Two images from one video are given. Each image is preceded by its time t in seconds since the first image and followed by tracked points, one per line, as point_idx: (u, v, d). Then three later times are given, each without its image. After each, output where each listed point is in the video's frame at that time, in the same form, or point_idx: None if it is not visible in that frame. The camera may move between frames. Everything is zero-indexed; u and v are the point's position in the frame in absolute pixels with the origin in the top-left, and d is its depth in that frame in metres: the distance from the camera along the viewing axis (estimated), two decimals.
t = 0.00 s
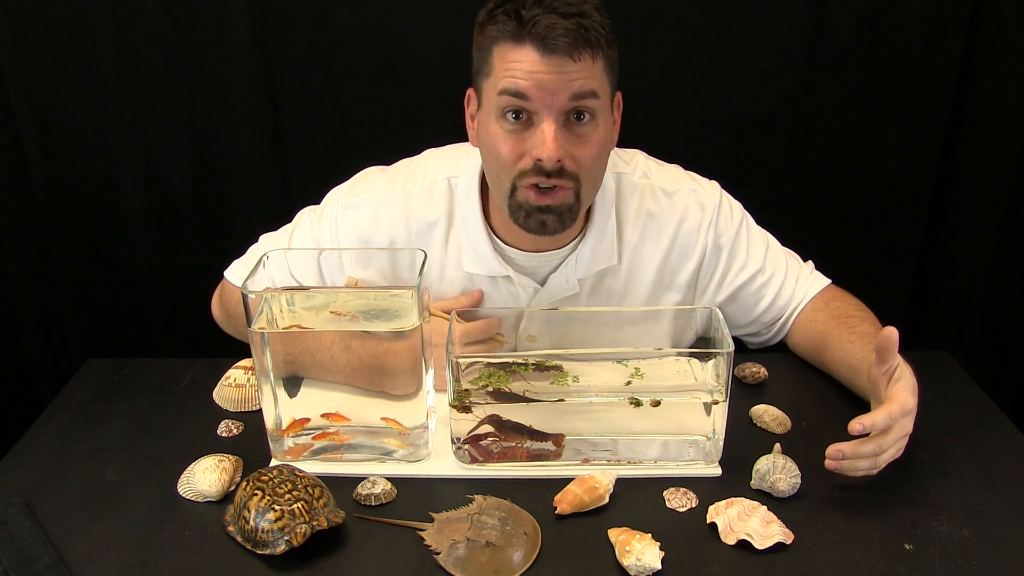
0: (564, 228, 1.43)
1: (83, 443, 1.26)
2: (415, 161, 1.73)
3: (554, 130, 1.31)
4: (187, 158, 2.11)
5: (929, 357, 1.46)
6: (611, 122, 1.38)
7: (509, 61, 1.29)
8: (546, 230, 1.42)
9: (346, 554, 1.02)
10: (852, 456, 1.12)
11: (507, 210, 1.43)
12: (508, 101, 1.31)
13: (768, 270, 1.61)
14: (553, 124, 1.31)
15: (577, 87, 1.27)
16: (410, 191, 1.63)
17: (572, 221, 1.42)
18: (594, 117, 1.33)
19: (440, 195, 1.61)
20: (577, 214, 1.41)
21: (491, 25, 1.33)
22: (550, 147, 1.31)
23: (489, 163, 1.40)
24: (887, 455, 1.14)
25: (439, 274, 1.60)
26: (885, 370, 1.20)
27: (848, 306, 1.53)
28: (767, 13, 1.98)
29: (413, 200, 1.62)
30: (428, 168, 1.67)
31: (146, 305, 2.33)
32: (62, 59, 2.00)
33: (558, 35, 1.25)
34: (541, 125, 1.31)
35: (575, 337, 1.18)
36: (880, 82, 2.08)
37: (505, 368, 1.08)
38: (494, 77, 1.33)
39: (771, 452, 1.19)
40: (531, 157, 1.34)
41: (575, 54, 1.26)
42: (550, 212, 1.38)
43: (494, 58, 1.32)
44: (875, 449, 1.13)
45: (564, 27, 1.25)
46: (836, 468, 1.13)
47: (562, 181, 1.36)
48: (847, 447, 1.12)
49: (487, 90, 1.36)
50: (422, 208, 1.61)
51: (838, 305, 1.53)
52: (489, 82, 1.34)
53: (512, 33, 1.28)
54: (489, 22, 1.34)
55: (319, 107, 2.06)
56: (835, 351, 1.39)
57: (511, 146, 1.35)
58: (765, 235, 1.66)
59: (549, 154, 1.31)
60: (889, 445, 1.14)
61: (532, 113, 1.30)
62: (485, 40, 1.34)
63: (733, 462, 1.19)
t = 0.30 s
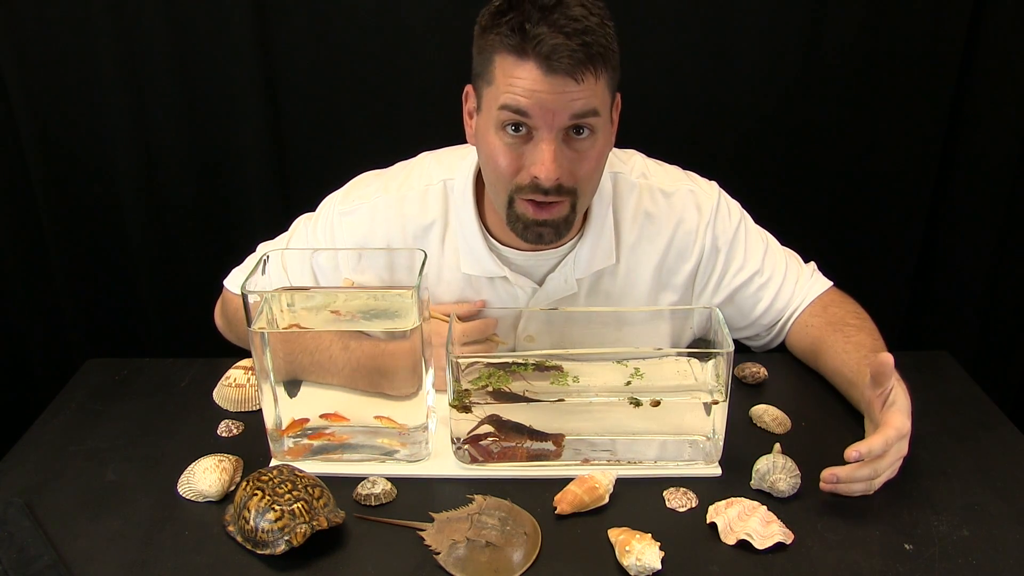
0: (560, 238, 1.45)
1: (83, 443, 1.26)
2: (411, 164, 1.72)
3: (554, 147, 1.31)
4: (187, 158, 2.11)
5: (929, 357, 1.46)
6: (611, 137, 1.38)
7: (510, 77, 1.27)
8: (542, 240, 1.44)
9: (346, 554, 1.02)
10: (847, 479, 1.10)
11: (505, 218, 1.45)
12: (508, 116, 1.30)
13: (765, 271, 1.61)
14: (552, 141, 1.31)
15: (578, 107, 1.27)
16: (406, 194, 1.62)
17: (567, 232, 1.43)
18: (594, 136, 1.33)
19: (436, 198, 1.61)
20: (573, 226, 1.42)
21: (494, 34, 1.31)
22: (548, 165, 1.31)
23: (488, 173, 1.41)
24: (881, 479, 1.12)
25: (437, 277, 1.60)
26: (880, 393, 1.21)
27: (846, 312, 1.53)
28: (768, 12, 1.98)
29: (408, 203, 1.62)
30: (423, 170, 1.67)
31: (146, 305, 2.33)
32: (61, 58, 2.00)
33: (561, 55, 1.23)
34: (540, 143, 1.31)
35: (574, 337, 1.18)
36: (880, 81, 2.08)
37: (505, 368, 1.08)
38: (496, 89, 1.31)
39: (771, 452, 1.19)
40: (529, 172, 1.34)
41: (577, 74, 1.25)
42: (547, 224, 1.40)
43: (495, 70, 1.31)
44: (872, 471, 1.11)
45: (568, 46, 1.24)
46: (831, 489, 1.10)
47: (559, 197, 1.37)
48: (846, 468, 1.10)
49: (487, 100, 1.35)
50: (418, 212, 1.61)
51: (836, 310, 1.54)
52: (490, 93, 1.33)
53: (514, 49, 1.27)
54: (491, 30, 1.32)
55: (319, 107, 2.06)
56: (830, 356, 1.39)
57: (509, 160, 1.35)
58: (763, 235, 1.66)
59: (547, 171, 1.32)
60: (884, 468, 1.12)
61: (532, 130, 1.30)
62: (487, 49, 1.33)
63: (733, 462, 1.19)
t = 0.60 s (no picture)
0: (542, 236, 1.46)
1: (83, 443, 1.26)
2: (409, 164, 1.72)
3: (552, 146, 1.32)
4: (187, 158, 2.11)
5: (929, 357, 1.47)
6: (611, 149, 1.39)
7: (526, 68, 1.28)
8: (523, 234, 1.45)
9: (346, 554, 1.02)
10: (843, 478, 1.10)
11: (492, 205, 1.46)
12: (514, 107, 1.31)
13: (764, 271, 1.61)
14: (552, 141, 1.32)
15: (585, 113, 1.28)
16: (404, 193, 1.63)
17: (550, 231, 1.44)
18: (594, 144, 1.34)
19: (434, 197, 1.61)
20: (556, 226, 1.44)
21: (522, 22, 1.31)
22: (543, 163, 1.32)
23: (484, 156, 1.42)
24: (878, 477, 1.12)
25: (436, 276, 1.60)
26: (875, 391, 1.20)
27: (844, 312, 1.53)
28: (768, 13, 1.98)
29: (407, 202, 1.62)
30: (422, 170, 1.67)
31: (146, 305, 2.33)
32: (61, 59, 2.00)
33: (580, 59, 1.24)
34: (539, 139, 1.32)
35: (574, 337, 1.19)
36: (880, 81, 2.08)
37: (505, 368, 1.09)
38: (509, 78, 1.31)
39: (771, 452, 1.19)
40: (522, 166, 1.35)
41: (592, 81, 1.25)
42: (530, 219, 1.41)
43: (513, 58, 1.31)
44: (867, 470, 1.11)
45: (589, 52, 1.24)
46: (828, 488, 1.11)
47: (548, 197, 1.38)
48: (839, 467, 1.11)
49: (499, 86, 1.35)
50: (416, 211, 1.61)
51: (834, 309, 1.54)
52: (503, 80, 1.33)
53: (537, 41, 1.27)
54: (521, 17, 1.31)
55: (320, 107, 2.06)
56: (829, 356, 1.39)
57: (507, 149, 1.36)
58: (761, 237, 1.67)
59: (541, 168, 1.33)
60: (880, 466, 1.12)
61: (535, 125, 1.31)
62: (511, 34, 1.32)
63: (734, 463, 1.19)
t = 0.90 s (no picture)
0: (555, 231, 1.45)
1: (83, 443, 1.26)
2: (412, 163, 1.72)
3: (566, 139, 1.32)
4: (187, 158, 2.11)
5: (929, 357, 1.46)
6: (623, 141, 1.39)
7: (540, 62, 1.28)
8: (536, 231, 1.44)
9: (346, 554, 1.02)
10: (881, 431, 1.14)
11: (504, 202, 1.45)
12: (528, 101, 1.31)
13: (768, 270, 1.61)
14: (566, 133, 1.31)
15: (599, 105, 1.28)
16: (407, 191, 1.62)
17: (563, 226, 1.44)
18: (607, 136, 1.34)
19: (437, 195, 1.61)
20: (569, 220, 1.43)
21: (534, 15, 1.30)
22: (558, 157, 1.33)
23: (496, 151, 1.41)
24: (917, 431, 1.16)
25: (439, 275, 1.60)
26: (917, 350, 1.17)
27: (849, 305, 1.53)
28: (768, 12, 1.98)
29: (410, 201, 1.62)
30: (424, 168, 1.66)
31: (146, 304, 2.33)
32: (61, 58, 2.00)
33: (596, 51, 1.24)
34: (553, 132, 1.32)
35: (579, 338, 1.18)
36: (880, 81, 2.08)
37: (505, 368, 1.09)
38: (522, 72, 1.32)
39: (771, 452, 1.19)
40: (536, 159, 1.35)
41: (606, 73, 1.25)
42: (544, 215, 1.41)
43: (525, 51, 1.31)
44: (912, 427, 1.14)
45: (604, 43, 1.24)
46: (863, 443, 1.15)
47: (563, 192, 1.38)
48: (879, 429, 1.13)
49: (510, 80, 1.35)
50: (420, 209, 1.61)
51: (840, 303, 1.54)
52: (515, 74, 1.33)
53: (551, 34, 1.26)
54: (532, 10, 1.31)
55: (320, 107, 2.06)
56: (832, 357, 1.39)
57: (521, 143, 1.36)
58: (765, 237, 1.67)
59: (555, 161, 1.33)
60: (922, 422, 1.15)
61: (549, 119, 1.31)
62: (522, 28, 1.32)
63: (733, 463, 1.19)
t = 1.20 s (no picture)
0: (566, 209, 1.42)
1: (82, 443, 1.26)
2: (414, 163, 1.72)
3: (551, 107, 1.32)
4: (187, 157, 2.11)
5: (929, 357, 1.46)
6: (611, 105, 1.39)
7: (506, 42, 1.30)
8: (547, 211, 1.41)
9: (346, 554, 1.02)
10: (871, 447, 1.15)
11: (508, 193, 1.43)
12: (505, 83, 1.32)
13: (769, 271, 1.61)
14: (550, 101, 1.32)
15: (575, 65, 1.29)
16: (409, 192, 1.62)
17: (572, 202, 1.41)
18: (592, 99, 1.34)
19: (438, 196, 1.61)
20: (577, 194, 1.40)
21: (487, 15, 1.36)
22: (547, 124, 1.32)
23: (489, 146, 1.40)
24: (902, 456, 1.12)
25: (441, 276, 1.60)
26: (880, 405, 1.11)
27: (845, 311, 1.54)
28: (767, 12, 1.98)
29: (412, 202, 1.62)
30: (427, 169, 1.66)
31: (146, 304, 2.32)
32: (61, 57, 2.00)
33: (553, 11, 1.28)
34: (538, 104, 1.32)
35: (575, 338, 1.19)
36: (880, 80, 2.08)
37: (505, 368, 1.08)
38: (492, 64, 1.34)
39: (771, 452, 1.19)
40: (529, 135, 1.34)
41: (570, 30, 1.28)
42: (550, 192, 1.38)
43: (490, 41, 1.34)
44: (885, 447, 1.13)
45: (559, 5, 1.28)
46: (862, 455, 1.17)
47: (561, 160, 1.36)
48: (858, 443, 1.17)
49: (484, 76, 1.37)
50: (422, 210, 1.61)
51: (835, 309, 1.54)
52: (487, 69, 1.36)
53: (508, 15, 1.31)
54: (484, 9, 1.37)
55: (319, 106, 2.06)
56: (829, 358, 1.39)
57: (509, 127, 1.35)
58: (767, 236, 1.66)
59: (546, 130, 1.32)
60: (899, 444, 1.13)
61: (529, 94, 1.32)
62: (482, 29, 1.37)
63: (733, 463, 1.19)
